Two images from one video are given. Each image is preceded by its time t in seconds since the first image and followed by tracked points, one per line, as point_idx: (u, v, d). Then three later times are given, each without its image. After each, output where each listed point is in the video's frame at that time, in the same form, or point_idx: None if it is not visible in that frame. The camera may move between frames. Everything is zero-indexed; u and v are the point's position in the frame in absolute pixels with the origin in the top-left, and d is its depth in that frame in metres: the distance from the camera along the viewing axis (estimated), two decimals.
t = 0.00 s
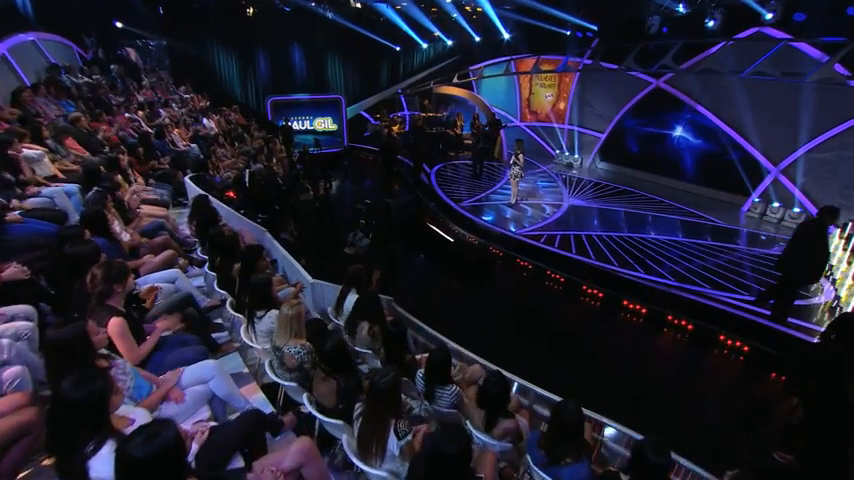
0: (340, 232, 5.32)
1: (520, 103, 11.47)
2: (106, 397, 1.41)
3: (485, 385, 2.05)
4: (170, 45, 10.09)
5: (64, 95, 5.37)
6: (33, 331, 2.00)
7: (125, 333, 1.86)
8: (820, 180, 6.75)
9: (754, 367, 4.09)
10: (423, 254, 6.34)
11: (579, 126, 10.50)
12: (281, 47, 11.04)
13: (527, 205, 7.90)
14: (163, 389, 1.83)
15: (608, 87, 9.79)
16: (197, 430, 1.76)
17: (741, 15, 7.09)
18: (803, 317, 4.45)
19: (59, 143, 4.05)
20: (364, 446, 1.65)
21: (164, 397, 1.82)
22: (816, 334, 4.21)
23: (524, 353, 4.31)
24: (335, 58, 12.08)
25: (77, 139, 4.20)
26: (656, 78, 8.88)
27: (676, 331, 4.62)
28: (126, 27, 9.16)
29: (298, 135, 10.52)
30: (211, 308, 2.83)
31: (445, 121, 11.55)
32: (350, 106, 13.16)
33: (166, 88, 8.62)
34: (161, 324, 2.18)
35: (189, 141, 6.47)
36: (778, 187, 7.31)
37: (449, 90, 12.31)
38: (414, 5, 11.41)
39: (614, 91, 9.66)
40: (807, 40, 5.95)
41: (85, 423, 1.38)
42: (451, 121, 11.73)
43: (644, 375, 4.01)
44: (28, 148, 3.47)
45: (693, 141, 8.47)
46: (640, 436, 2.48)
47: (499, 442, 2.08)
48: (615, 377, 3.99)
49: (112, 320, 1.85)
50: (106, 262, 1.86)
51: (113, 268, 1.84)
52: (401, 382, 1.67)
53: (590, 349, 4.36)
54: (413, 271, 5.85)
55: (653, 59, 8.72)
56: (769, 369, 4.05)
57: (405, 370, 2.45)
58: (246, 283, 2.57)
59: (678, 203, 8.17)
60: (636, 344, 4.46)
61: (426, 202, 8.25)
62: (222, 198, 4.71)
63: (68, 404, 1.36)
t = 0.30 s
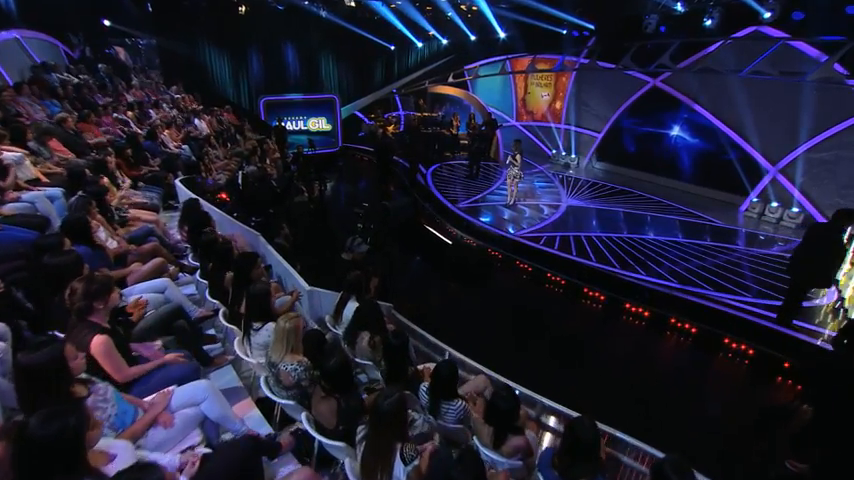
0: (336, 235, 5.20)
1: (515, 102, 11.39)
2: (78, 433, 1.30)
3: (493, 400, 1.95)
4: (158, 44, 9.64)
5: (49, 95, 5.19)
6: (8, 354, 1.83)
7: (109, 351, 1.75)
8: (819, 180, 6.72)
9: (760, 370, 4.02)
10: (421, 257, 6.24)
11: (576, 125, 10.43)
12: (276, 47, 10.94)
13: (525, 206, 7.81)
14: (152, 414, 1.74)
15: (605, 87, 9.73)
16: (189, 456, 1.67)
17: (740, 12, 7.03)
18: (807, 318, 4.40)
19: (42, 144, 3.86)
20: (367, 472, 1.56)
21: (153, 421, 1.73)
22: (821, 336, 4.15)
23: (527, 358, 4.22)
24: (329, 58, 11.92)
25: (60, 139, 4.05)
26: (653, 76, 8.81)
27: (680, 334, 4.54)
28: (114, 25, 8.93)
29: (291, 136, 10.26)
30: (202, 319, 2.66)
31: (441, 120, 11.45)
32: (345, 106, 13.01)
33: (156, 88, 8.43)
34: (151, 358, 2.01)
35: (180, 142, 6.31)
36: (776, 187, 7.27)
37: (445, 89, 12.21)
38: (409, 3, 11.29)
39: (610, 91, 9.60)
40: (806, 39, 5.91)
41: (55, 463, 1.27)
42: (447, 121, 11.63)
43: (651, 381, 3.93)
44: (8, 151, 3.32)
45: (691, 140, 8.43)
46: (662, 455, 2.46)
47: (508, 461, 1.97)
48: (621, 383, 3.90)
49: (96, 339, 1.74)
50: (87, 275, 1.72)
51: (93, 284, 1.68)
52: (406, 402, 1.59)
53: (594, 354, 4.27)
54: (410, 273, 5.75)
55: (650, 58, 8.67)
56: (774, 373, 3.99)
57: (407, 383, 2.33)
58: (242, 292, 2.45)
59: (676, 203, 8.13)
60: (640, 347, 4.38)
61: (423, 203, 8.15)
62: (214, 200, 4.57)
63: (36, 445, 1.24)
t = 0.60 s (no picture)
0: (331, 238, 5.09)
1: (511, 101, 11.30)
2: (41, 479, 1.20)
3: (504, 418, 1.84)
4: (148, 42, 9.52)
5: (32, 95, 5.01)
6: None
7: (90, 371, 1.62)
8: (817, 179, 6.68)
9: (767, 374, 3.94)
10: (418, 259, 6.12)
11: (574, 125, 10.35)
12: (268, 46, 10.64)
13: (523, 207, 7.72)
14: (137, 442, 1.63)
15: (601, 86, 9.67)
16: None
17: (738, 10, 6.99)
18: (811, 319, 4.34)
19: (24, 146, 3.71)
20: None
21: (139, 451, 1.63)
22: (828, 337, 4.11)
23: (530, 363, 4.11)
24: (323, 58, 11.78)
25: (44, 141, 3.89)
26: (650, 75, 8.75)
27: (684, 337, 4.46)
28: (101, 23, 8.72)
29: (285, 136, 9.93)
30: (192, 333, 2.47)
31: (436, 120, 11.35)
32: (339, 106, 12.89)
33: (145, 87, 8.24)
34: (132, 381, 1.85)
35: (170, 143, 6.15)
36: (775, 186, 7.23)
37: (440, 89, 12.11)
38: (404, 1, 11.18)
39: (607, 90, 9.54)
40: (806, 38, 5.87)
41: None
42: (442, 121, 11.52)
43: (656, 386, 3.83)
44: None
45: (688, 140, 8.39)
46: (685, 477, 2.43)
47: None
48: (626, 389, 3.80)
49: (76, 360, 1.60)
50: (65, 290, 1.57)
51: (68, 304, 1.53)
52: (415, 427, 1.49)
53: (598, 359, 4.17)
54: (408, 276, 5.64)
55: (647, 57, 8.62)
56: (781, 377, 3.92)
57: (409, 398, 2.22)
58: (237, 302, 2.33)
59: (674, 203, 8.07)
60: (644, 351, 4.29)
61: (419, 203, 8.04)
62: (205, 203, 4.43)
63: None
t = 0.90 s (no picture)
0: (328, 240, 4.97)
1: (509, 101, 11.21)
2: None
3: (519, 438, 1.74)
4: (141, 41, 9.30)
5: (18, 95, 4.86)
6: None
7: (68, 395, 1.49)
8: (819, 179, 6.63)
9: (775, 379, 3.86)
10: (417, 262, 6.02)
11: (572, 125, 10.27)
12: (263, 45, 10.59)
13: (522, 208, 7.63)
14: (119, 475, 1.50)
15: (600, 85, 9.58)
16: None
17: (740, 8, 6.93)
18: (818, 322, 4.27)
19: (7, 148, 3.57)
20: None
21: None
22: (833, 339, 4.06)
23: (533, 369, 4.00)
24: (318, 58, 11.64)
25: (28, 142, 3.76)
26: (649, 75, 8.68)
27: (690, 341, 4.38)
28: (91, 20, 8.53)
29: (280, 137, 9.83)
30: (183, 345, 2.38)
31: (433, 120, 11.24)
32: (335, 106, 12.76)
33: (137, 87, 8.07)
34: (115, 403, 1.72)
35: (162, 144, 6.00)
36: (776, 186, 7.17)
37: (436, 88, 12.09)
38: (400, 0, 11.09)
39: (606, 89, 9.47)
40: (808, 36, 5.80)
41: None
42: (439, 121, 11.41)
43: (664, 392, 3.74)
44: None
45: (687, 140, 8.33)
46: None
47: None
48: (633, 395, 3.70)
49: (53, 383, 1.46)
50: (39, 310, 1.46)
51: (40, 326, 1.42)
52: (429, 458, 1.42)
53: (603, 363, 4.07)
54: (407, 278, 5.53)
55: (647, 56, 8.54)
56: (791, 381, 3.84)
57: (414, 414, 2.11)
58: (231, 311, 2.21)
59: (673, 203, 8.01)
60: (650, 356, 4.20)
61: (417, 204, 7.94)
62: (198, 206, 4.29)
63: None
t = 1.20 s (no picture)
0: (325, 243, 4.84)
1: (507, 100, 11.09)
2: None
3: (535, 460, 1.63)
4: (130, 38, 8.98)
5: (4, 94, 4.69)
6: None
7: (38, 427, 1.37)
8: (822, 179, 6.56)
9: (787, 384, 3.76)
10: (417, 264, 5.90)
11: (571, 124, 10.18)
12: (259, 43, 10.42)
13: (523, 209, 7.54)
14: None
15: (599, 84, 9.48)
16: None
17: (742, 6, 6.85)
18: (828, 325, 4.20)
19: None
20: None
21: None
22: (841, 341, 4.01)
23: (538, 375, 3.89)
24: (314, 57, 11.48)
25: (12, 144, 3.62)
26: (650, 74, 8.59)
27: (698, 346, 4.28)
28: (81, 18, 8.34)
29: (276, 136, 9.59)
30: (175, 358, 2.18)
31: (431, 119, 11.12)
32: (331, 106, 12.59)
33: (129, 86, 7.90)
34: (94, 431, 1.59)
35: (155, 144, 5.84)
36: (779, 186, 7.09)
37: (434, 87, 11.98)
38: None
39: (605, 88, 9.38)
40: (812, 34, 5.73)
41: None
42: (437, 120, 11.29)
43: (674, 399, 3.63)
44: None
45: (688, 139, 8.25)
46: None
47: None
48: (642, 402, 3.59)
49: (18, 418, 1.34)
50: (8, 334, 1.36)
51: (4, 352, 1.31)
52: None
53: (610, 368, 3.96)
54: (406, 281, 5.41)
55: (648, 54, 8.45)
56: (802, 387, 3.75)
57: (421, 432, 2.00)
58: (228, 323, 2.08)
59: (674, 203, 7.92)
60: (657, 360, 4.10)
61: (416, 205, 7.81)
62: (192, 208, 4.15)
63: None
